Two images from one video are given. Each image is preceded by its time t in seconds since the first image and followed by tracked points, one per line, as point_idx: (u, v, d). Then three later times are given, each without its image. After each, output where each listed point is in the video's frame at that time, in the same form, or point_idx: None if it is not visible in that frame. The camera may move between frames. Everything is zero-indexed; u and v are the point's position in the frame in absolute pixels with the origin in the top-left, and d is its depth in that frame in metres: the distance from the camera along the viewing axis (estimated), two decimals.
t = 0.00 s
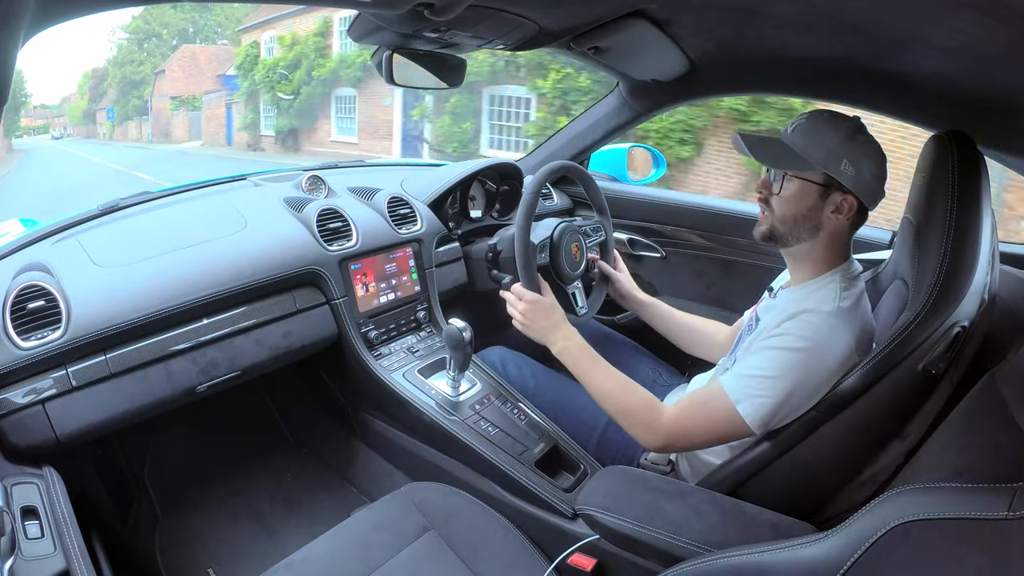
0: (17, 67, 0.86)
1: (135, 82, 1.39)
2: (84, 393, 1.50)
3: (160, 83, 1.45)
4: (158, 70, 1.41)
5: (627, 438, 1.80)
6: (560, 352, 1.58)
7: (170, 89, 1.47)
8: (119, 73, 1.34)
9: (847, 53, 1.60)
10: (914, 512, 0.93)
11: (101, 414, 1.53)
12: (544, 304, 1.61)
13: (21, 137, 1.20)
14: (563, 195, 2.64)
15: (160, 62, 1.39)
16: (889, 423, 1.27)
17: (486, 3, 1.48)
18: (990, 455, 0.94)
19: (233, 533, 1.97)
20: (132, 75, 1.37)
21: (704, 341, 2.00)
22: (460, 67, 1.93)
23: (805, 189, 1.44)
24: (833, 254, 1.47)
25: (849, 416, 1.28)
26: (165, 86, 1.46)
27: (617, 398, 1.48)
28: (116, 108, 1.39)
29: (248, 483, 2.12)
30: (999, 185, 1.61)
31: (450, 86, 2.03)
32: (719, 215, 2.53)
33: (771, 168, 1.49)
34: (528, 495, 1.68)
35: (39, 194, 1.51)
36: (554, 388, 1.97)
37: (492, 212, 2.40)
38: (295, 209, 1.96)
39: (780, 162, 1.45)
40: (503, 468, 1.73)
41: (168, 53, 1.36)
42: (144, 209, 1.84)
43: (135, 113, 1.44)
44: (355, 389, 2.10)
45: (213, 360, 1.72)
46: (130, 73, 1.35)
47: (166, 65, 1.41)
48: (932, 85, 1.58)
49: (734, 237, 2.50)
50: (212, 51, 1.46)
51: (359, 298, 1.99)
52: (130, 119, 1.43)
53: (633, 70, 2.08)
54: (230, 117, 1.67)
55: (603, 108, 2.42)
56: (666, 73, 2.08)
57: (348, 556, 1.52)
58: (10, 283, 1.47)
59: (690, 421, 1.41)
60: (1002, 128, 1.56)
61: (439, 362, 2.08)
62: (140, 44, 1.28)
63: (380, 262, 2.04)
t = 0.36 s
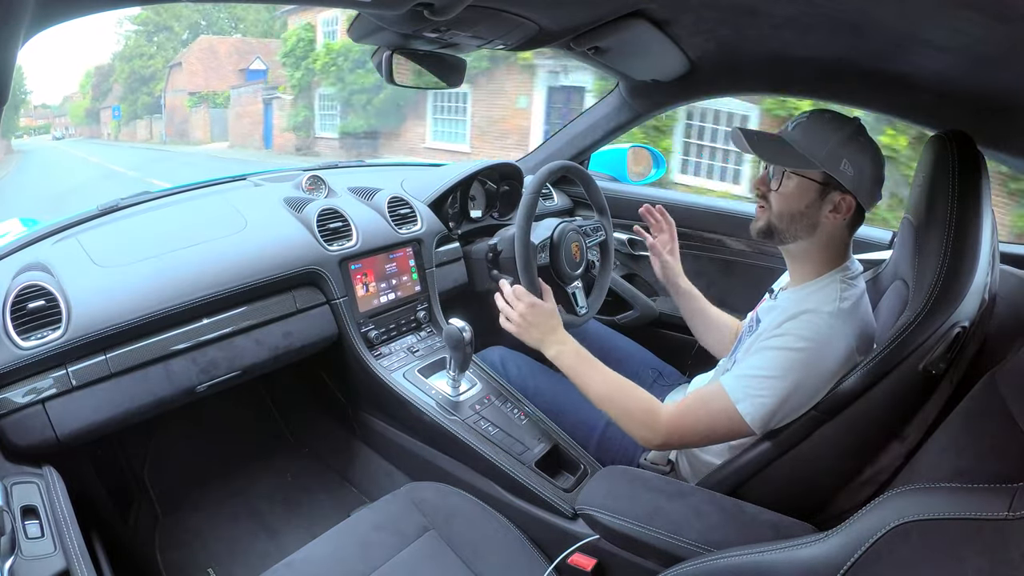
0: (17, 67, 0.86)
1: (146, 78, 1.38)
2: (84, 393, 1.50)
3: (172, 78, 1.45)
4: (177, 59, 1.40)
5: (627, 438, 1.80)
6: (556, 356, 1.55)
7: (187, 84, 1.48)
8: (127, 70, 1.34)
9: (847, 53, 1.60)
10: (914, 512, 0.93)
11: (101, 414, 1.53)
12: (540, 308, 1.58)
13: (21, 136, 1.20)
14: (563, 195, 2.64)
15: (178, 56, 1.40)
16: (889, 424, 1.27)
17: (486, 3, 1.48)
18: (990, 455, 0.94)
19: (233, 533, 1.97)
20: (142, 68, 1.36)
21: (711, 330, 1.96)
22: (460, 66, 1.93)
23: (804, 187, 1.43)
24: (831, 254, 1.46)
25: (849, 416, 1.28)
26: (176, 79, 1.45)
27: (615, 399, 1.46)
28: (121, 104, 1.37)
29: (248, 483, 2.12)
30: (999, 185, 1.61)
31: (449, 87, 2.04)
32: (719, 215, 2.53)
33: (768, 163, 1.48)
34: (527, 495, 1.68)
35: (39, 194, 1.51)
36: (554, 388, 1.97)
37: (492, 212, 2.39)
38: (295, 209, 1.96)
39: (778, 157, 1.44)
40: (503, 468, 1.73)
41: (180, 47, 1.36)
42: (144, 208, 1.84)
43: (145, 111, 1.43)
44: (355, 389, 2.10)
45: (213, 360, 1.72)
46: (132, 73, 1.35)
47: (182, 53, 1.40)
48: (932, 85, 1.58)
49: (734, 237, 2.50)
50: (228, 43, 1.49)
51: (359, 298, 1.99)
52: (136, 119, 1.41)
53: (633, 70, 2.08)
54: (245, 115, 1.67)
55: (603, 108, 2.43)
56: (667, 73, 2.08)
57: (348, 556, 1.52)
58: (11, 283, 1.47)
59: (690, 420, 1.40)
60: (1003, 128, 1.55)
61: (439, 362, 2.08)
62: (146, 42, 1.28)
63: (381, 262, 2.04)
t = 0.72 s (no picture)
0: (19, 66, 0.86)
1: (159, 70, 1.39)
2: (84, 393, 1.50)
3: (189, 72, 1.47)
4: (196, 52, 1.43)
5: (627, 438, 1.80)
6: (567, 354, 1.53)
7: (213, 75, 1.52)
8: (136, 63, 1.32)
9: (847, 53, 1.60)
10: (915, 512, 0.92)
11: (101, 415, 1.53)
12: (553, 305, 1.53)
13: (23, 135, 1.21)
14: (563, 195, 2.64)
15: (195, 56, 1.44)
16: (889, 424, 1.27)
17: (486, 3, 1.48)
18: (990, 457, 0.94)
19: (233, 532, 1.97)
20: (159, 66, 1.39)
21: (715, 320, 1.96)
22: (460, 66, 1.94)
23: (806, 187, 1.43)
24: (833, 254, 1.46)
25: (849, 416, 1.28)
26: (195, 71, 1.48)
27: (622, 402, 1.45)
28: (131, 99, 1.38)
29: (248, 483, 2.13)
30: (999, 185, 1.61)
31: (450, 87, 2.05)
32: (719, 215, 2.53)
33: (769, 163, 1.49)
34: (527, 495, 1.68)
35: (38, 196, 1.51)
36: (554, 388, 1.97)
37: (492, 212, 2.40)
38: (295, 209, 1.97)
39: (779, 156, 1.46)
40: (503, 468, 1.73)
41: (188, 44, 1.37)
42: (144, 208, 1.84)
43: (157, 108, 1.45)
44: (355, 389, 2.10)
45: (213, 360, 1.72)
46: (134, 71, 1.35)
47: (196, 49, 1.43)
48: (932, 85, 1.58)
49: (734, 237, 2.50)
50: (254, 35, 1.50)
51: (359, 298, 1.99)
52: (146, 115, 1.43)
53: (633, 70, 2.08)
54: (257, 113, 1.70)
55: (603, 108, 2.43)
56: (667, 73, 2.08)
57: (348, 556, 1.52)
58: (10, 283, 1.47)
59: (694, 424, 1.40)
60: (1003, 129, 1.55)
61: (439, 362, 2.08)
62: (160, 30, 1.28)
63: (381, 262, 2.04)
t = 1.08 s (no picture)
0: (19, 64, 0.86)
1: (175, 61, 1.40)
2: (84, 393, 1.50)
3: (218, 60, 1.49)
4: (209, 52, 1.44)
5: (627, 438, 1.80)
6: (620, 313, 1.52)
7: (249, 64, 1.56)
8: (149, 52, 1.30)
9: (847, 53, 1.60)
10: (915, 512, 0.92)
11: (100, 415, 1.53)
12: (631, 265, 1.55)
13: (24, 134, 1.20)
14: (563, 195, 2.64)
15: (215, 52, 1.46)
16: (889, 424, 1.27)
17: (486, 3, 1.48)
18: (990, 457, 0.94)
19: (233, 532, 1.97)
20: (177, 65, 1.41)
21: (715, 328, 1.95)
22: (461, 68, 1.95)
23: (803, 188, 1.44)
24: (832, 255, 1.46)
25: (849, 416, 1.28)
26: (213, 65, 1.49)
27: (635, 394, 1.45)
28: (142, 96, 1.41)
29: (248, 483, 2.12)
30: (999, 185, 1.61)
31: (450, 87, 2.04)
32: (719, 215, 2.53)
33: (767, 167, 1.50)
34: (527, 495, 1.68)
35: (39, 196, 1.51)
36: (553, 388, 1.97)
37: (492, 212, 2.41)
38: (295, 209, 1.97)
39: (775, 159, 1.46)
40: (503, 467, 1.73)
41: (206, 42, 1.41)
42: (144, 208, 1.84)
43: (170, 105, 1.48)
44: (355, 389, 2.10)
45: (213, 360, 1.72)
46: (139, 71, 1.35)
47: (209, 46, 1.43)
48: (932, 85, 1.58)
49: (734, 236, 2.50)
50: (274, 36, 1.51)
51: (359, 298, 1.99)
52: (159, 112, 1.46)
53: (633, 70, 2.08)
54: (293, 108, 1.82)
55: (603, 108, 2.43)
56: (667, 73, 2.08)
57: (348, 556, 1.52)
58: (10, 283, 1.47)
59: (698, 424, 1.39)
60: (1002, 129, 1.55)
61: (439, 362, 2.08)
62: (177, 15, 1.29)
63: (380, 262, 2.04)
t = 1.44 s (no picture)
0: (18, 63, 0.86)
1: (195, 49, 1.42)
2: (84, 393, 1.50)
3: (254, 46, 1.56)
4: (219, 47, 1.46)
5: (627, 438, 1.80)
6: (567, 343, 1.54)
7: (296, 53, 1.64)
8: (168, 39, 1.34)
9: (847, 53, 1.60)
10: (915, 512, 0.92)
11: (100, 415, 1.53)
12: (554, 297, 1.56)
13: (24, 132, 1.20)
14: (563, 195, 2.64)
15: (223, 54, 1.47)
16: (889, 424, 1.27)
17: (485, 3, 1.48)
18: (990, 458, 0.94)
19: (232, 531, 1.97)
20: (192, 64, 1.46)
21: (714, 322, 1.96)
22: (461, 67, 1.96)
23: (843, 199, 1.40)
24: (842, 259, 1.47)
25: (849, 416, 1.28)
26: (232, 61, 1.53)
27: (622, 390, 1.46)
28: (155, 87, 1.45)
29: (248, 483, 2.13)
30: (1000, 185, 1.61)
31: (450, 87, 2.05)
32: (719, 215, 2.53)
33: (812, 170, 1.41)
34: (527, 495, 1.68)
35: (38, 195, 1.51)
36: (553, 388, 1.97)
37: (492, 212, 2.41)
38: (295, 208, 1.97)
39: (833, 166, 1.38)
40: (503, 467, 1.73)
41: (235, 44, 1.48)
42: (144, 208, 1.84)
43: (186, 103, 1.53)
44: (355, 389, 2.10)
45: (213, 360, 1.72)
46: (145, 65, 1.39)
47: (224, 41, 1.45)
48: (932, 85, 1.58)
49: (734, 236, 2.50)
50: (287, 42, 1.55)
51: (359, 298, 1.99)
52: (176, 104, 1.52)
53: (634, 70, 2.08)
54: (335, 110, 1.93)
55: (603, 107, 2.43)
56: (667, 73, 2.08)
57: (348, 556, 1.52)
58: (11, 283, 1.47)
59: (693, 417, 1.40)
60: (1003, 130, 1.55)
61: (439, 362, 2.08)
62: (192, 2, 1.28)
63: (381, 262, 2.04)
